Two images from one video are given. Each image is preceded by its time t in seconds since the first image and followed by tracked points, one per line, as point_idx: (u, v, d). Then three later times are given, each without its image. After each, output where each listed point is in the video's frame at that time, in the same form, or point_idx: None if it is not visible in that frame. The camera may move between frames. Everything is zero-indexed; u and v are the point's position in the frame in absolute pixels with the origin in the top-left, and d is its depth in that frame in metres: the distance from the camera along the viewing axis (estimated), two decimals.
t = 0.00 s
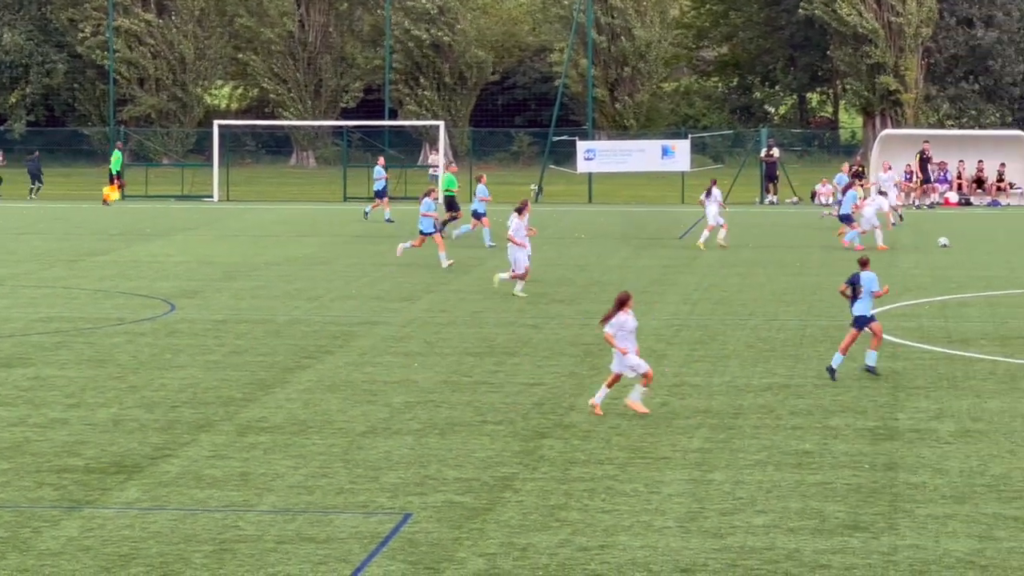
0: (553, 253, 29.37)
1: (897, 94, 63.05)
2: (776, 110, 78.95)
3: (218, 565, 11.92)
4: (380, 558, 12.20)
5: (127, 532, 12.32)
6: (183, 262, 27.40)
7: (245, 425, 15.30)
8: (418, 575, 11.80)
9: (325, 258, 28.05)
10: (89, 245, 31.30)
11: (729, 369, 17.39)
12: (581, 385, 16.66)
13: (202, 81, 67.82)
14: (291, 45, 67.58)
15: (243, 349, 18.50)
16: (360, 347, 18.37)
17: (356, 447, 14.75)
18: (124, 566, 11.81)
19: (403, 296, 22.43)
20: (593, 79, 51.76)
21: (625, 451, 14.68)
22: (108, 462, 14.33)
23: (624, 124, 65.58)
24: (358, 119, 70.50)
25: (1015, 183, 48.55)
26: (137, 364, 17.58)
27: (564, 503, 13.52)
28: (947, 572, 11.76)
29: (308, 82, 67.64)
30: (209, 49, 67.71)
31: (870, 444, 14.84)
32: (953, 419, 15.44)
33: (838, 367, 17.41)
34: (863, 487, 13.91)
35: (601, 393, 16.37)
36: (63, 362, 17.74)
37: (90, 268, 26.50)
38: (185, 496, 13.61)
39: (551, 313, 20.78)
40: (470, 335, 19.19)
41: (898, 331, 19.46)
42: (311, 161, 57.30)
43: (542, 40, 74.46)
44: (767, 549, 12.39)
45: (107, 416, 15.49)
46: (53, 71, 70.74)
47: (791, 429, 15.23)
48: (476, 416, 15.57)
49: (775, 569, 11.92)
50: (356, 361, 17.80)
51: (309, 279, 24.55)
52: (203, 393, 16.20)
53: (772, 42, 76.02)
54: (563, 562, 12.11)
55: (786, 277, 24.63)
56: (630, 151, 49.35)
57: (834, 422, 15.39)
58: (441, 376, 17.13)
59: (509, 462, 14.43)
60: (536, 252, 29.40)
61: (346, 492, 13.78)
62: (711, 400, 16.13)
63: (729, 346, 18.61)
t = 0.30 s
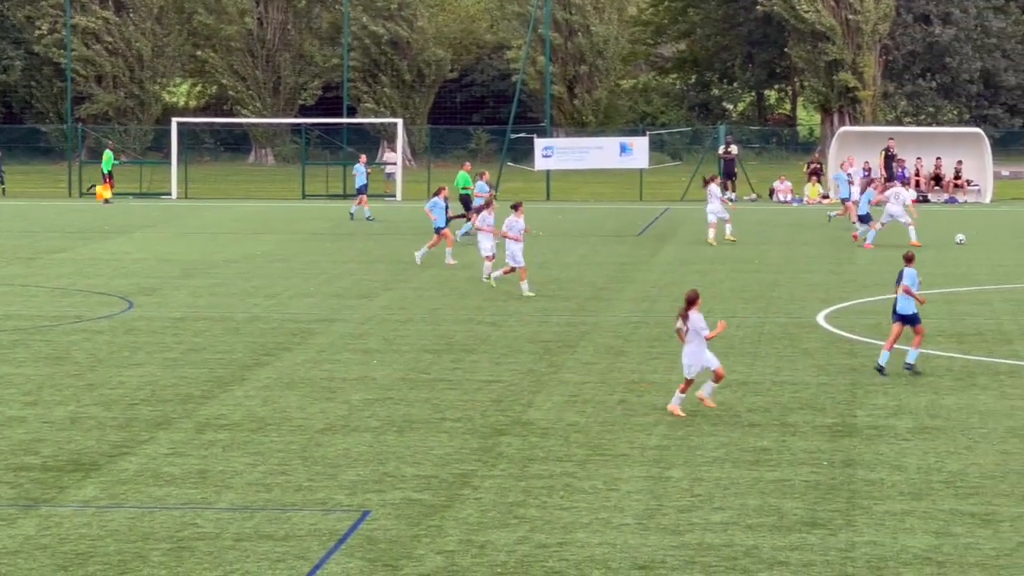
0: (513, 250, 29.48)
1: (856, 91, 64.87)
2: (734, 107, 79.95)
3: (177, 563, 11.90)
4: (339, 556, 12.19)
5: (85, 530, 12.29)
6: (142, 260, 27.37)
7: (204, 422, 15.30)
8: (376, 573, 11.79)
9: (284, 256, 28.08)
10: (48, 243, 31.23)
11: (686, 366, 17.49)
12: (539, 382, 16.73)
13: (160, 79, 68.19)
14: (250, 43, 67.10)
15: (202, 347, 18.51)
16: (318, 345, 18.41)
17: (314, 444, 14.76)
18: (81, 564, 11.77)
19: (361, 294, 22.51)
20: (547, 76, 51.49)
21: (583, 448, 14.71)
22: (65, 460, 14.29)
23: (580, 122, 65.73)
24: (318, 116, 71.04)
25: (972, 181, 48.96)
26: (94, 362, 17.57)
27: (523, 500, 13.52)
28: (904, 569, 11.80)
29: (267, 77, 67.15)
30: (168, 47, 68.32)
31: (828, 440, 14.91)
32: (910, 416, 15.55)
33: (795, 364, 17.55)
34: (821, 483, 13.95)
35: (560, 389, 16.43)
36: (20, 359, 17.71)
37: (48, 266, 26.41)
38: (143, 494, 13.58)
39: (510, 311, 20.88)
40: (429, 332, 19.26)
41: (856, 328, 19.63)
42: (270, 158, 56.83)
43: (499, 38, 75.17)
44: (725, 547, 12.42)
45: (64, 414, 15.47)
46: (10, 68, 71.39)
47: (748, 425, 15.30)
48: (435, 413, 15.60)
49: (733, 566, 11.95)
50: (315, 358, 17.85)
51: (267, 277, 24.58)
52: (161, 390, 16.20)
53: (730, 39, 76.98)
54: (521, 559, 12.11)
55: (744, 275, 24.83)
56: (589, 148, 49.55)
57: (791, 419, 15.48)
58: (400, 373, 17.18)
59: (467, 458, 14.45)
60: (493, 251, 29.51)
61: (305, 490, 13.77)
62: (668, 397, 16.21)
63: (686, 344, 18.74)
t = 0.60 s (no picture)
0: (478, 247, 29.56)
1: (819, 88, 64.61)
2: (698, 104, 78.98)
3: (139, 560, 11.88)
4: (303, 553, 12.16)
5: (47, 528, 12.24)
6: (105, 257, 27.32)
7: (168, 419, 15.31)
8: (340, 570, 11.76)
9: (249, 253, 28.12)
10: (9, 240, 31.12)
11: (651, 363, 17.62)
12: (503, 379, 16.80)
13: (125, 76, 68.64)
14: (213, 39, 67.44)
15: (166, 344, 18.53)
16: (282, 342, 18.47)
17: (278, 441, 14.77)
18: (44, 562, 11.72)
19: (325, 291, 22.59)
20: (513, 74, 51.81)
21: (547, 445, 14.73)
22: (28, 457, 14.25)
23: (545, 118, 64.78)
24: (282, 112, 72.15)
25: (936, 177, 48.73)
26: (57, 359, 17.55)
27: (487, 497, 13.50)
28: (868, 565, 11.82)
29: (231, 76, 67.27)
30: (131, 44, 68.50)
31: (791, 437, 14.97)
32: (874, 413, 15.66)
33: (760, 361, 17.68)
34: (785, 480, 13.97)
35: (524, 386, 16.51)
36: None
37: (11, 262, 26.38)
38: (106, 491, 13.52)
39: (473, 308, 20.98)
40: (394, 330, 19.33)
41: (822, 326, 19.77)
42: (235, 155, 56.84)
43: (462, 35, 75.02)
44: (690, 543, 12.41)
45: (27, 411, 15.44)
46: None
47: (712, 422, 15.36)
48: (399, 410, 15.64)
49: (697, 562, 11.94)
50: (279, 356, 17.89)
51: (232, 273, 24.60)
52: (125, 388, 16.20)
53: (694, 36, 76.70)
54: (485, 556, 12.10)
55: (708, 272, 25.01)
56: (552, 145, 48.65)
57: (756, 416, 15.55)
58: (364, 370, 17.24)
59: (431, 455, 14.46)
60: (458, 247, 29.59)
61: (269, 487, 13.75)
62: (633, 394, 16.30)
63: (650, 341, 18.85)
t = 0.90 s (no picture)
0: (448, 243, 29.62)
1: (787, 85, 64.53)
2: (667, 100, 78.47)
3: (106, 558, 11.82)
4: (271, 550, 12.11)
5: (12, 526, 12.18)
6: (72, 254, 27.27)
7: (135, 417, 15.32)
8: (308, 567, 11.72)
9: (216, 249, 28.15)
10: None
11: (618, 361, 17.71)
12: (470, 376, 16.89)
13: (92, 73, 68.58)
14: (181, 36, 66.95)
15: (134, 341, 18.53)
16: (250, 340, 18.55)
17: (246, 439, 14.77)
18: (9, 562, 11.65)
19: (293, 288, 22.63)
20: (480, 70, 51.59)
21: (515, 442, 14.75)
22: None
23: (514, 116, 64.31)
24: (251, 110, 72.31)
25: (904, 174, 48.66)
26: (24, 356, 17.52)
27: (455, 495, 13.47)
28: (835, 562, 11.81)
29: (199, 74, 67.04)
30: (99, 41, 68.54)
31: (760, 434, 15.00)
32: (840, 410, 15.75)
33: (726, 359, 17.77)
34: (753, 478, 13.96)
35: (492, 383, 16.59)
36: None
37: None
38: (73, 489, 13.47)
39: (441, 305, 21.08)
40: (361, 327, 19.41)
41: (790, 324, 19.86)
42: (203, 152, 57.07)
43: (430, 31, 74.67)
44: (658, 541, 12.39)
45: None
46: None
47: (681, 419, 15.42)
48: (366, 408, 15.68)
49: (665, 560, 11.92)
50: (247, 353, 17.93)
51: (200, 270, 24.61)
52: (92, 385, 16.20)
53: (663, 33, 76.77)
54: (452, 554, 12.06)
55: (675, 269, 25.13)
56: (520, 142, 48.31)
57: (723, 413, 15.61)
58: (333, 368, 17.31)
59: (399, 453, 14.45)
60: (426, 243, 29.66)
61: (236, 484, 13.71)
62: (600, 391, 16.37)
63: (618, 338, 18.94)
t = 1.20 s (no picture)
0: (419, 240, 29.70)
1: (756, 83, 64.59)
2: (637, 98, 79.17)
3: (75, 555, 11.78)
4: (240, 546, 12.07)
5: None
6: (40, 250, 27.25)
7: (104, 413, 15.33)
8: (277, 563, 11.70)
9: (185, 246, 28.16)
10: None
11: (588, 357, 17.79)
12: (440, 372, 16.97)
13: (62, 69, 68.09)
14: (151, 33, 66.75)
15: (103, 337, 18.55)
16: (220, 336, 18.59)
17: (216, 435, 14.78)
18: None
19: (263, 285, 22.69)
20: (451, 67, 51.68)
21: (485, 438, 14.79)
22: None
23: (484, 112, 63.79)
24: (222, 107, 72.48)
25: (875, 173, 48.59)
26: None
27: (424, 491, 13.45)
28: (804, 559, 11.80)
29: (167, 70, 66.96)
30: (68, 37, 68.24)
31: (729, 431, 15.05)
32: (811, 408, 15.81)
33: (695, 355, 17.86)
34: (723, 474, 13.96)
35: (462, 379, 16.68)
36: None
37: None
38: (42, 486, 13.42)
39: (411, 302, 21.15)
40: (332, 324, 19.47)
41: (759, 321, 19.95)
42: (172, 149, 57.04)
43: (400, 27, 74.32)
44: (627, 537, 12.37)
45: None
46: None
47: (650, 416, 15.48)
48: (336, 405, 15.73)
49: (634, 557, 11.90)
50: (216, 350, 17.96)
51: (170, 267, 24.62)
52: (62, 382, 16.21)
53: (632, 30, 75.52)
54: (422, 550, 12.03)
55: (644, 266, 25.21)
56: (490, 139, 48.46)
57: (692, 410, 15.67)
58: (303, 364, 17.36)
59: (368, 449, 14.46)
60: (396, 240, 29.71)
61: (206, 481, 13.68)
62: (571, 388, 16.45)
63: (588, 335, 19.02)
